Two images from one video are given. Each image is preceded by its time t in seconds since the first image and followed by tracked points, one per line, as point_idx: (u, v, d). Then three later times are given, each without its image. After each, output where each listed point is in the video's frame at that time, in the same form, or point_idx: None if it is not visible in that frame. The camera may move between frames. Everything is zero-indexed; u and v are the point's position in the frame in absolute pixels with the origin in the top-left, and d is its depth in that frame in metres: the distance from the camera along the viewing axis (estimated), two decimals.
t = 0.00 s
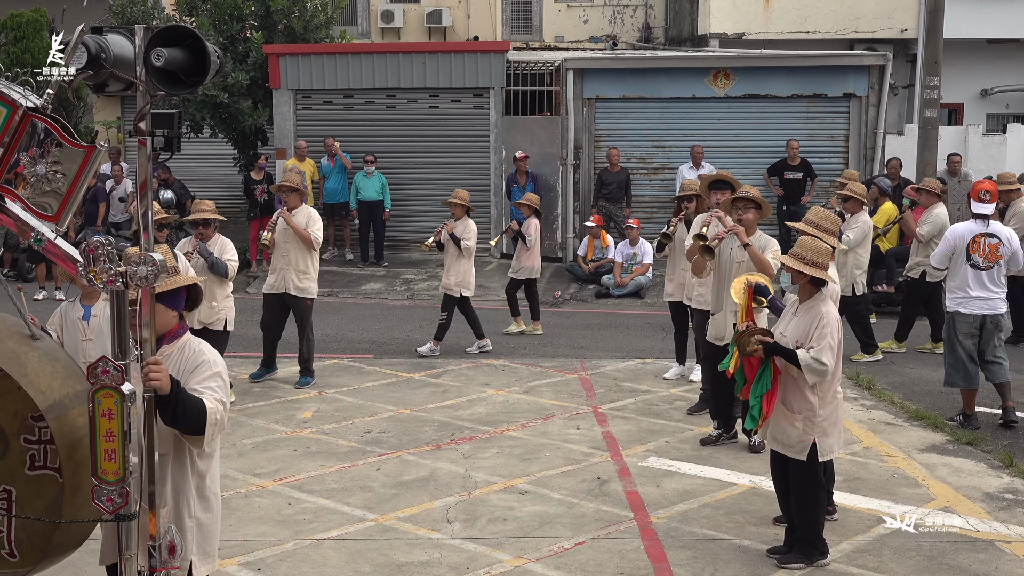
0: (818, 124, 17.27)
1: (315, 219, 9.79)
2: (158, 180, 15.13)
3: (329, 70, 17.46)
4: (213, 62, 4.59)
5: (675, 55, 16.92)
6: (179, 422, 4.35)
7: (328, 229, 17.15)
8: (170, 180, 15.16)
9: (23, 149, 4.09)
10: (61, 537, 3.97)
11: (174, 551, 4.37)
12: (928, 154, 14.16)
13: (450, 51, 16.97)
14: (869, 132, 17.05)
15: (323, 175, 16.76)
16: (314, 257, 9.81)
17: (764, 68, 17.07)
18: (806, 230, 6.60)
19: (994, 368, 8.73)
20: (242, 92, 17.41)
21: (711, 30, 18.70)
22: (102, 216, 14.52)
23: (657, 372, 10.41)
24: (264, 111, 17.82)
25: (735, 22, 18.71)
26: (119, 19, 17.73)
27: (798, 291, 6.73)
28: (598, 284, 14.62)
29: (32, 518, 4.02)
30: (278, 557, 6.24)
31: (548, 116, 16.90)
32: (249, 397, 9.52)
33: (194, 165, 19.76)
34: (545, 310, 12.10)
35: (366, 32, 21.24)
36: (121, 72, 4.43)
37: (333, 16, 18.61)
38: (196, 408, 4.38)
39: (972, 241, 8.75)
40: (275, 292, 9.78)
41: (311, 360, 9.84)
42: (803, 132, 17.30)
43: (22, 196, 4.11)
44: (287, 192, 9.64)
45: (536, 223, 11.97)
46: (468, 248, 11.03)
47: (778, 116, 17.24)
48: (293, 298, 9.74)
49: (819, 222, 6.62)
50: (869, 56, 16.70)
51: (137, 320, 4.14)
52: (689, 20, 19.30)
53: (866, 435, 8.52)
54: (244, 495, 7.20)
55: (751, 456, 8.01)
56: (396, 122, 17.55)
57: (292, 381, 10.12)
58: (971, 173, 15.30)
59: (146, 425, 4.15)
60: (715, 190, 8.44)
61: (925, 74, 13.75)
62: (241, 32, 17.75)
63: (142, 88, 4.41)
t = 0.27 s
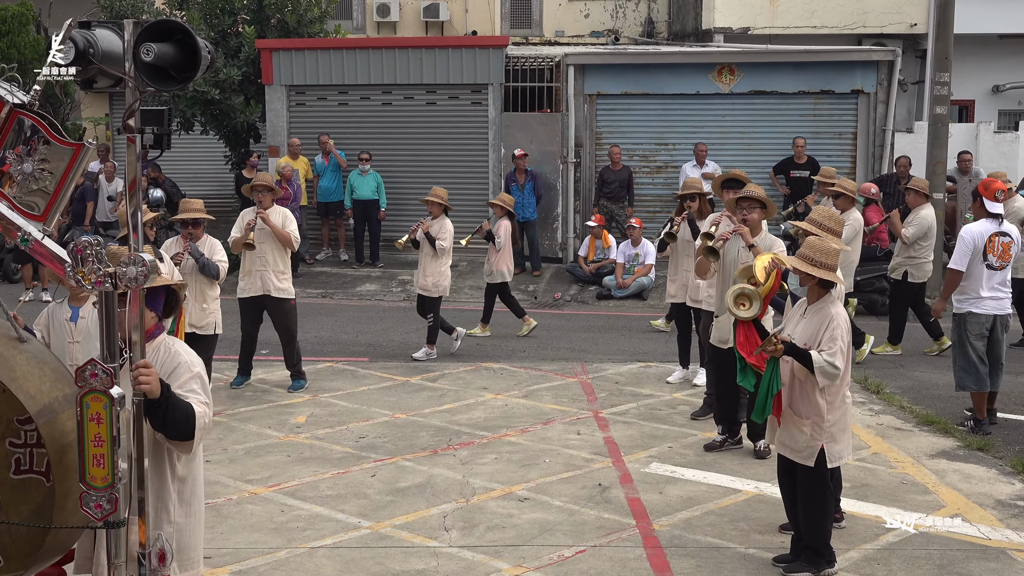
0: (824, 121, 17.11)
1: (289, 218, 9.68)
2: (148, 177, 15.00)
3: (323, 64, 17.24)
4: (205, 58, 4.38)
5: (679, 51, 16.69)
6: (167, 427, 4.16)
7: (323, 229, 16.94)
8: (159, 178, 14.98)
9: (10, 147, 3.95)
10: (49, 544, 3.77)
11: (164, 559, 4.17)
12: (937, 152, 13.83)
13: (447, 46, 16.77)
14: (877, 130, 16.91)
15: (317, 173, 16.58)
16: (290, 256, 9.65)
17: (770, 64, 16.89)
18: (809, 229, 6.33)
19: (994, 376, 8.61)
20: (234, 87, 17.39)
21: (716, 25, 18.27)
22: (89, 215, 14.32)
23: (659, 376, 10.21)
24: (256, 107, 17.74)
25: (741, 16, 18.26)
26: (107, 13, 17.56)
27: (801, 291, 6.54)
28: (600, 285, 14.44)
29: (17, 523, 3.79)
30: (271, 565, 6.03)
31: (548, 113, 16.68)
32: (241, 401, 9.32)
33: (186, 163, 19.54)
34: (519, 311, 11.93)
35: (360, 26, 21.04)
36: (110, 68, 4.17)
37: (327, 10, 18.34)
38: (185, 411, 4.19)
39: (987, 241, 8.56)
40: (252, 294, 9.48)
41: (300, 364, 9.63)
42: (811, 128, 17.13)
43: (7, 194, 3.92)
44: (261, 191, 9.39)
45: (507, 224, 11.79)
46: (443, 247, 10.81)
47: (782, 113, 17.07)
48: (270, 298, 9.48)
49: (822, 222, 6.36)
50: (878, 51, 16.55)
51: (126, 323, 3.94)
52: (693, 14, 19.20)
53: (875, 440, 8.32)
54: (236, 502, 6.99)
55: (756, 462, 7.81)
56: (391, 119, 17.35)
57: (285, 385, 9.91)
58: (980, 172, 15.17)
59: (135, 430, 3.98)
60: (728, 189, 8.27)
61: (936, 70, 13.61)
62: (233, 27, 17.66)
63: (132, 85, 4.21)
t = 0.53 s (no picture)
0: (829, 119, 16.94)
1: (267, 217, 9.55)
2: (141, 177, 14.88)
3: (320, 61, 17.12)
4: (200, 55, 4.25)
5: (682, 48, 16.56)
6: (158, 434, 4.02)
7: (321, 229, 16.80)
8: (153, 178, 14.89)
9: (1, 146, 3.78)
10: (38, 552, 3.63)
11: (159, 565, 4.01)
12: (945, 150, 13.64)
13: (446, 43, 16.63)
14: (884, 128, 16.75)
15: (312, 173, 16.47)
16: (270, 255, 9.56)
17: (775, 61, 16.75)
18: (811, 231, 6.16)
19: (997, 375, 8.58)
20: (228, 86, 17.28)
21: (719, 22, 18.12)
22: (82, 216, 14.19)
23: (661, 379, 10.07)
24: (251, 106, 17.60)
25: (743, 13, 18.12)
26: (100, 11, 17.44)
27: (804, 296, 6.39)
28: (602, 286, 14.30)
29: (5, 530, 3.65)
30: (266, 572, 5.88)
31: (548, 111, 16.51)
32: (236, 405, 9.18)
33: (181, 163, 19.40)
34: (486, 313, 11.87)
35: (357, 23, 20.91)
36: (103, 65, 4.03)
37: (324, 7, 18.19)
38: (176, 419, 4.05)
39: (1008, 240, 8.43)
40: (233, 295, 9.34)
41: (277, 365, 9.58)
42: (816, 126, 16.97)
43: None
44: (239, 190, 9.30)
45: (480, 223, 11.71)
46: (425, 247, 10.70)
47: (786, 110, 16.93)
48: (251, 299, 9.38)
49: (824, 221, 6.21)
50: (884, 49, 16.39)
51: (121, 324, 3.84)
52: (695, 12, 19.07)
53: (880, 444, 8.19)
54: (231, 508, 6.84)
55: (761, 467, 7.67)
56: (388, 117, 17.22)
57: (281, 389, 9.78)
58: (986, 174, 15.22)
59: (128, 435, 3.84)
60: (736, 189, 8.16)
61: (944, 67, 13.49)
62: (228, 24, 17.58)
63: (125, 83, 4.06)
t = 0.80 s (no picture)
0: (833, 120, 16.93)
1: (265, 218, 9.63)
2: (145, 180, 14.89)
3: (323, 63, 17.14)
4: (204, 58, 4.24)
5: (685, 50, 16.55)
6: (162, 436, 4.02)
7: (323, 231, 16.81)
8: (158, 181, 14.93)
9: (4, 149, 3.80)
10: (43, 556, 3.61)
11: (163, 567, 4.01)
12: (949, 152, 13.75)
13: (450, 46, 16.64)
14: (888, 130, 16.73)
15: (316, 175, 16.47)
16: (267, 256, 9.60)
17: (779, 63, 16.74)
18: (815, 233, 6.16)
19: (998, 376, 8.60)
20: (231, 88, 17.30)
21: (722, 24, 18.13)
22: (85, 218, 14.20)
23: (665, 381, 10.06)
24: (255, 108, 17.63)
25: (747, 15, 18.11)
26: (103, 13, 17.47)
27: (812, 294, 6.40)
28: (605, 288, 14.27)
29: (9, 534, 3.63)
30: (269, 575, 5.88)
31: (551, 114, 16.51)
32: (239, 407, 9.18)
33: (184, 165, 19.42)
34: (476, 312, 11.82)
35: (360, 25, 20.93)
36: (106, 68, 4.04)
37: (326, 9, 18.18)
38: (180, 421, 4.05)
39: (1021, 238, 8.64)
40: (234, 296, 9.36)
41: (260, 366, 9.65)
42: (819, 129, 16.96)
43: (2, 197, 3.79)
44: (238, 192, 9.34)
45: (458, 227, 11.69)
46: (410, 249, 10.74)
47: (789, 112, 16.92)
48: (251, 300, 9.42)
49: (827, 223, 6.21)
50: (888, 50, 16.38)
51: (124, 327, 3.83)
52: (698, 14, 19.06)
53: (885, 446, 8.17)
54: (234, 511, 6.84)
55: (765, 469, 7.65)
56: (392, 119, 17.23)
57: (284, 391, 9.78)
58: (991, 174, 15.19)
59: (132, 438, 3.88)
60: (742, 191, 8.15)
61: (949, 68, 13.47)
62: (230, 26, 17.61)
63: (129, 86, 4.06)
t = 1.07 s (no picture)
0: (836, 120, 16.92)
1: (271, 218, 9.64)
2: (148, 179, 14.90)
3: (326, 63, 17.15)
4: (207, 57, 4.24)
5: (689, 49, 16.54)
6: (168, 437, 4.00)
7: (326, 230, 16.80)
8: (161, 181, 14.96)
9: (8, 149, 3.81)
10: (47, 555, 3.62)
11: (166, 567, 4.00)
12: (953, 152, 13.73)
13: (453, 45, 16.64)
14: (891, 129, 16.72)
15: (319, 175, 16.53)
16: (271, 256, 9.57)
17: (782, 62, 16.73)
18: (820, 233, 6.16)
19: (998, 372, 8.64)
20: (235, 88, 17.31)
21: (725, 23, 18.12)
22: (88, 217, 14.21)
23: (669, 381, 10.06)
24: (258, 108, 17.64)
25: (750, 15, 18.11)
26: (107, 13, 17.48)
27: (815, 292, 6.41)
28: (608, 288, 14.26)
29: (13, 534, 3.64)
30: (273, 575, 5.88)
31: (555, 113, 16.51)
32: (242, 407, 9.19)
33: (187, 165, 19.41)
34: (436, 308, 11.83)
35: (364, 25, 20.95)
36: (110, 68, 4.04)
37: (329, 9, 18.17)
38: (186, 423, 4.01)
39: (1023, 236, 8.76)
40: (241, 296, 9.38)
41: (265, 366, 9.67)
42: (822, 128, 16.95)
43: (6, 197, 3.79)
44: (243, 191, 9.35)
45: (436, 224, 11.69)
46: (397, 245, 10.75)
47: (792, 111, 16.91)
48: (258, 300, 9.43)
49: (832, 223, 6.20)
50: (891, 49, 16.39)
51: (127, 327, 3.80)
52: (701, 13, 19.06)
53: (889, 446, 8.17)
54: (237, 510, 6.84)
55: (768, 468, 7.66)
56: (395, 119, 17.23)
57: (288, 391, 9.77)
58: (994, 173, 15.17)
59: (136, 437, 3.82)
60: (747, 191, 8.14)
61: (952, 67, 13.46)
62: (234, 26, 17.61)
63: (132, 85, 4.05)
